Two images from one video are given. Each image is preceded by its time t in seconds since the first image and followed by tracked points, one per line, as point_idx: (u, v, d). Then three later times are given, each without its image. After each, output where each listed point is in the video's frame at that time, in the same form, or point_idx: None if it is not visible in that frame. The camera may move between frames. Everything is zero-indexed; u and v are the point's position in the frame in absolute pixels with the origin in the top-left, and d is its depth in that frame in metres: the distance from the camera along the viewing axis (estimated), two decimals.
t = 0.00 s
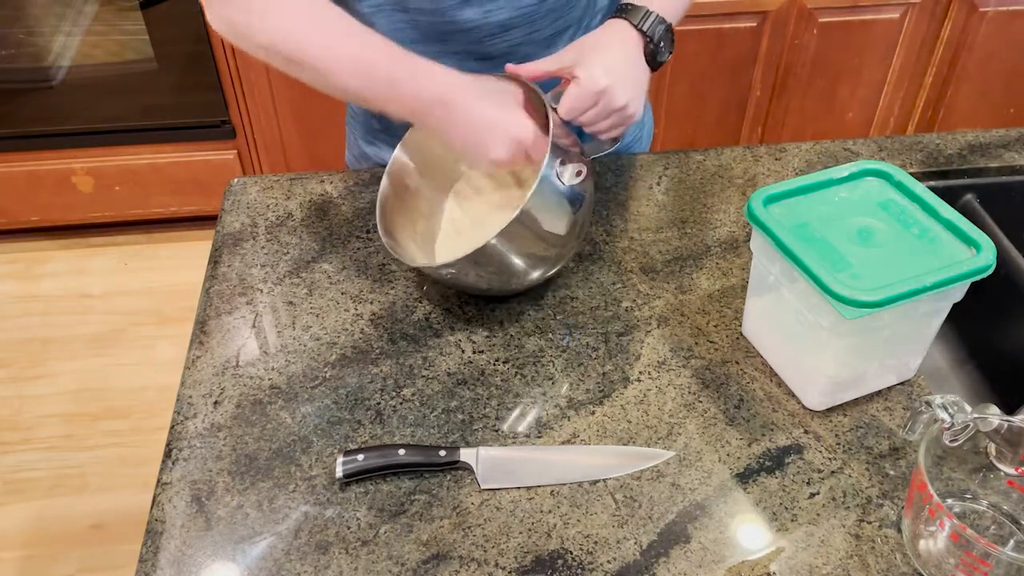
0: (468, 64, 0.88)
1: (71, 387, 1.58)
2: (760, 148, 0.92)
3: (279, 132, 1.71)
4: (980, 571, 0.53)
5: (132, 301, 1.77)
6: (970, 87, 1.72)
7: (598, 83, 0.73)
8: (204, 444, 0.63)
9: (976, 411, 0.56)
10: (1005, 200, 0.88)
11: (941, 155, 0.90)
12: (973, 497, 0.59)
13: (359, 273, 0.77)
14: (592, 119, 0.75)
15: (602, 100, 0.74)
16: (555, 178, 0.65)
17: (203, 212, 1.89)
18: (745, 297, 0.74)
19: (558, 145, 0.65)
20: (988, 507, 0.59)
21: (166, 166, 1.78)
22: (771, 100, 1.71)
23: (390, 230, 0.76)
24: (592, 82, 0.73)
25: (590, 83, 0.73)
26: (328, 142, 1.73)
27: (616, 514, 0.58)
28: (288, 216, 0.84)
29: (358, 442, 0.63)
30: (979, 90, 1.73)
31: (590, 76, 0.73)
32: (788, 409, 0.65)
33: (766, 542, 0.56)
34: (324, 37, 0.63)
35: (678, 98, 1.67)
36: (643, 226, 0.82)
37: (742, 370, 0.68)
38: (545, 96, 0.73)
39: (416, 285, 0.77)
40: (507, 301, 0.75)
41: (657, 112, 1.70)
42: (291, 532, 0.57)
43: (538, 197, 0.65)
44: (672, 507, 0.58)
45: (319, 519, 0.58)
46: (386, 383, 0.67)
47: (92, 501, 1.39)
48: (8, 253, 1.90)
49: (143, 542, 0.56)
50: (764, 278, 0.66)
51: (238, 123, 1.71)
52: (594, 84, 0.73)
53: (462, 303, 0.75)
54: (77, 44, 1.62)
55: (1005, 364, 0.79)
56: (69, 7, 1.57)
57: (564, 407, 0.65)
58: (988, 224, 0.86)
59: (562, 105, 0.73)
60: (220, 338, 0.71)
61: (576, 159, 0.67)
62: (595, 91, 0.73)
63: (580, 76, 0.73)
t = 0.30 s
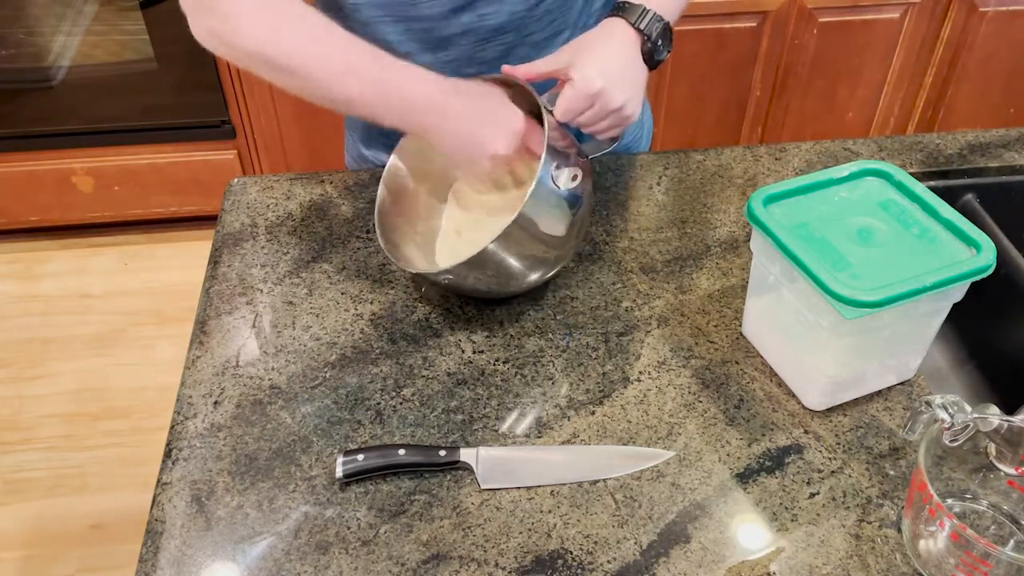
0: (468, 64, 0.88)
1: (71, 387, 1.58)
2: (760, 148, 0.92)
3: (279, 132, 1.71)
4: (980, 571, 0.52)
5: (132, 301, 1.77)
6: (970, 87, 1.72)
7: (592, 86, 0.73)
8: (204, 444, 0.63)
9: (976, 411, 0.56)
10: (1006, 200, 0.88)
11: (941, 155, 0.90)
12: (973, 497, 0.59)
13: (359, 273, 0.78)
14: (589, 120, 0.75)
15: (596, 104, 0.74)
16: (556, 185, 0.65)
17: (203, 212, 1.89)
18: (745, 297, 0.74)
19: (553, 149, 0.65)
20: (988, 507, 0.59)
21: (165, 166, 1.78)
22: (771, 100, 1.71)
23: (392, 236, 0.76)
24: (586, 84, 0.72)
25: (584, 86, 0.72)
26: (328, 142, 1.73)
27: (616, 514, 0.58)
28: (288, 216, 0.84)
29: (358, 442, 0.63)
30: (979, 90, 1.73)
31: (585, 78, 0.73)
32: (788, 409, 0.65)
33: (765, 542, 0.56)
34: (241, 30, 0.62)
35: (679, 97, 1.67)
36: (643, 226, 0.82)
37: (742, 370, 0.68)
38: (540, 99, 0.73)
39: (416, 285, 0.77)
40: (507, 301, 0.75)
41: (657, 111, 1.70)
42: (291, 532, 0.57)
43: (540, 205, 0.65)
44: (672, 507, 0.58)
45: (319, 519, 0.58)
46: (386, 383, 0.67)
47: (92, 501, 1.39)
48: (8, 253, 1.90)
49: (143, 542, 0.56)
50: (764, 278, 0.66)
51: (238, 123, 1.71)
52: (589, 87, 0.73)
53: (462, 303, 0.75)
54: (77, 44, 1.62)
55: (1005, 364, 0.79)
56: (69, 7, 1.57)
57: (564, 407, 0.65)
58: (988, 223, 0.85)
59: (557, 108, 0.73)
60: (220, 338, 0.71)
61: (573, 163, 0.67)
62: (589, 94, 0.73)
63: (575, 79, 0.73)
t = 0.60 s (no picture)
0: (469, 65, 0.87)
1: (71, 387, 1.58)
2: (760, 148, 0.92)
3: (279, 133, 1.71)
4: (980, 571, 0.52)
5: (132, 301, 1.77)
6: (970, 87, 1.72)
7: (582, 92, 0.72)
8: (204, 444, 0.63)
9: (975, 411, 0.56)
10: (1005, 200, 0.88)
11: (941, 155, 0.90)
12: (973, 497, 0.59)
13: (359, 273, 0.78)
14: (583, 123, 0.74)
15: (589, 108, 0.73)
16: (550, 192, 0.65)
17: (203, 211, 1.89)
18: (745, 297, 0.74)
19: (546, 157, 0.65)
20: (988, 507, 0.59)
21: (165, 165, 1.78)
22: (771, 100, 1.71)
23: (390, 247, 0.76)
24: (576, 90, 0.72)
25: (574, 91, 0.72)
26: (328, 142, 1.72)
27: (616, 514, 0.58)
28: (288, 216, 0.84)
29: (358, 441, 0.63)
30: (979, 90, 1.73)
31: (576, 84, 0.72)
32: (788, 409, 0.65)
33: (765, 542, 0.56)
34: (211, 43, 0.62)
35: (679, 97, 1.67)
36: (643, 226, 0.82)
37: (742, 370, 0.68)
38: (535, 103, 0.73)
39: (415, 285, 0.77)
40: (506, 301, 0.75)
41: (657, 111, 1.70)
42: (291, 532, 0.57)
43: (535, 211, 0.65)
44: (672, 507, 0.58)
45: (319, 519, 0.58)
46: (386, 383, 0.67)
47: (92, 501, 1.39)
48: (8, 253, 1.90)
49: (143, 542, 0.56)
50: (764, 278, 0.66)
51: (238, 123, 1.71)
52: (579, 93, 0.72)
53: (462, 304, 0.75)
54: (77, 44, 1.61)
55: (1006, 364, 0.79)
56: (69, 7, 1.56)
57: (564, 407, 0.65)
58: (989, 224, 0.85)
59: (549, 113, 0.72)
60: (220, 338, 0.71)
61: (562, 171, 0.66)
62: (580, 100, 0.72)
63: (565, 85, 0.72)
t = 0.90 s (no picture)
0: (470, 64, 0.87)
1: (71, 387, 1.58)
2: (760, 148, 0.92)
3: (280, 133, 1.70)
4: (980, 571, 0.52)
5: (132, 301, 1.77)
6: (971, 87, 1.72)
7: (572, 96, 0.70)
8: (204, 444, 0.63)
9: (976, 411, 0.56)
10: (1005, 200, 0.88)
11: (941, 155, 0.90)
12: (973, 497, 0.59)
13: (358, 273, 0.78)
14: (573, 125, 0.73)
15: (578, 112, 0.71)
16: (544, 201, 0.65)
17: (203, 211, 1.89)
18: (745, 297, 0.74)
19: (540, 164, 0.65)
20: (988, 507, 0.59)
21: (165, 166, 1.78)
22: (771, 100, 1.71)
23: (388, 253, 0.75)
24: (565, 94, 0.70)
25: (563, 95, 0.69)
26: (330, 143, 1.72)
27: (616, 514, 0.58)
28: (288, 216, 0.84)
29: (358, 441, 0.63)
30: (979, 90, 1.73)
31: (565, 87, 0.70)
32: (788, 409, 0.65)
33: (765, 542, 0.56)
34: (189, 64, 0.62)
35: (679, 97, 1.67)
36: (643, 225, 0.82)
37: (742, 370, 0.68)
38: (524, 104, 0.71)
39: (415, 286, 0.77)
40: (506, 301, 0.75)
41: (657, 111, 1.70)
42: (291, 532, 0.57)
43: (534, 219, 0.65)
44: (672, 507, 0.58)
45: (319, 519, 0.58)
46: (386, 383, 0.67)
47: (92, 501, 1.39)
48: (8, 253, 1.90)
49: (143, 542, 0.56)
50: (764, 278, 0.66)
51: (238, 123, 1.71)
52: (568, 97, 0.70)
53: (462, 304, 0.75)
54: (77, 44, 1.61)
55: (1006, 364, 0.79)
56: (69, 7, 1.54)
57: (564, 407, 0.65)
58: (989, 224, 0.85)
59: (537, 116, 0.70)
60: (220, 338, 0.71)
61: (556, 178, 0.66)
62: (569, 104, 0.70)
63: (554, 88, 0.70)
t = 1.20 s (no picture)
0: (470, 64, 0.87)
1: (71, 387, 1.58)
2: (760, 148, 0.92)
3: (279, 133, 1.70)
4: (980, 571, 0.52)
5: (132, 301, 1.77)
6: (970, 87, 1.72)
7: (569, 102, 0.68)
8: (204, 444, 0.63)
9: (975, 411, 0.56)
10: (1005, 200, 0.88)
11: (941, 155, 0.90)
12: (972, 497, 0.59)
13: (358, 273, 0.78)
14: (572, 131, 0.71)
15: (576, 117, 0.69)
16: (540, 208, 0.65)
17: (203, 211, 1.89)
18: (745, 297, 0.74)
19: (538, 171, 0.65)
20: (988, 507, 0.59)
21: (166, 166, 1.78)
22: (771, 100, 1.71)
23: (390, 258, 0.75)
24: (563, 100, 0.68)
25: (561, 101, 0.68)
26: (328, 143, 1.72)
27: (616, 514, 0.58)
28: (288, 216, 0.84)
29: (358, 441, 0.63)
30: (979, 90, 1.73)
31: (563, 93, 0.68)
32: (788, 409, 0.65)
33: (765, 542, 0.56)
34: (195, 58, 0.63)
35: (679, 97, 1.67)
36: (642, 225, 0.82)
37: (742, 370, 0.68)
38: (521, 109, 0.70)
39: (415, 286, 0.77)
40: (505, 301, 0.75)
41: (657, 111, 1.70)
42: (291, 532, 0.57)
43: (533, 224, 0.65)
44: (672, 507, 0.58)
45: (319, 519, 0.58)
46: (386, 384, 0.67)
47: (92, 501, 1.39)
48: (8, 253, 1.90)
49: (143, 542, 0.56)
50: (764, 278, 0.66)
51: (238, 123, 1.71)
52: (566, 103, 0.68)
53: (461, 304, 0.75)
54: (77, 44, 1.61)
55: (1005, 364, 0.79)
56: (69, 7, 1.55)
57: (564, 407, 0.65)
58: (989, 224, 0.85)
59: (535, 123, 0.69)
60: (220, 338, 0.71)
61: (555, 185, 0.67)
62: (568, 110, 0.68)
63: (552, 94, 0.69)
